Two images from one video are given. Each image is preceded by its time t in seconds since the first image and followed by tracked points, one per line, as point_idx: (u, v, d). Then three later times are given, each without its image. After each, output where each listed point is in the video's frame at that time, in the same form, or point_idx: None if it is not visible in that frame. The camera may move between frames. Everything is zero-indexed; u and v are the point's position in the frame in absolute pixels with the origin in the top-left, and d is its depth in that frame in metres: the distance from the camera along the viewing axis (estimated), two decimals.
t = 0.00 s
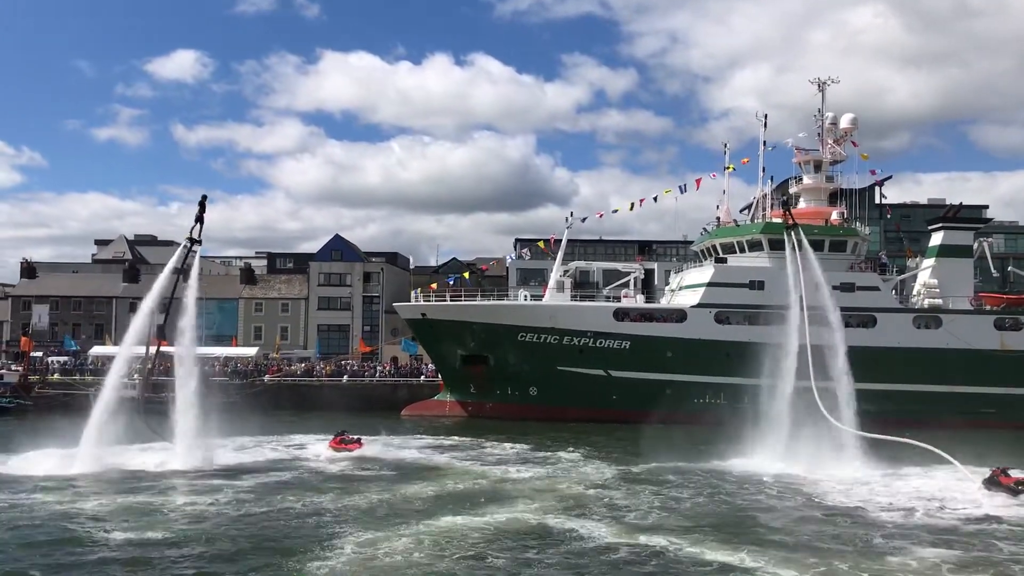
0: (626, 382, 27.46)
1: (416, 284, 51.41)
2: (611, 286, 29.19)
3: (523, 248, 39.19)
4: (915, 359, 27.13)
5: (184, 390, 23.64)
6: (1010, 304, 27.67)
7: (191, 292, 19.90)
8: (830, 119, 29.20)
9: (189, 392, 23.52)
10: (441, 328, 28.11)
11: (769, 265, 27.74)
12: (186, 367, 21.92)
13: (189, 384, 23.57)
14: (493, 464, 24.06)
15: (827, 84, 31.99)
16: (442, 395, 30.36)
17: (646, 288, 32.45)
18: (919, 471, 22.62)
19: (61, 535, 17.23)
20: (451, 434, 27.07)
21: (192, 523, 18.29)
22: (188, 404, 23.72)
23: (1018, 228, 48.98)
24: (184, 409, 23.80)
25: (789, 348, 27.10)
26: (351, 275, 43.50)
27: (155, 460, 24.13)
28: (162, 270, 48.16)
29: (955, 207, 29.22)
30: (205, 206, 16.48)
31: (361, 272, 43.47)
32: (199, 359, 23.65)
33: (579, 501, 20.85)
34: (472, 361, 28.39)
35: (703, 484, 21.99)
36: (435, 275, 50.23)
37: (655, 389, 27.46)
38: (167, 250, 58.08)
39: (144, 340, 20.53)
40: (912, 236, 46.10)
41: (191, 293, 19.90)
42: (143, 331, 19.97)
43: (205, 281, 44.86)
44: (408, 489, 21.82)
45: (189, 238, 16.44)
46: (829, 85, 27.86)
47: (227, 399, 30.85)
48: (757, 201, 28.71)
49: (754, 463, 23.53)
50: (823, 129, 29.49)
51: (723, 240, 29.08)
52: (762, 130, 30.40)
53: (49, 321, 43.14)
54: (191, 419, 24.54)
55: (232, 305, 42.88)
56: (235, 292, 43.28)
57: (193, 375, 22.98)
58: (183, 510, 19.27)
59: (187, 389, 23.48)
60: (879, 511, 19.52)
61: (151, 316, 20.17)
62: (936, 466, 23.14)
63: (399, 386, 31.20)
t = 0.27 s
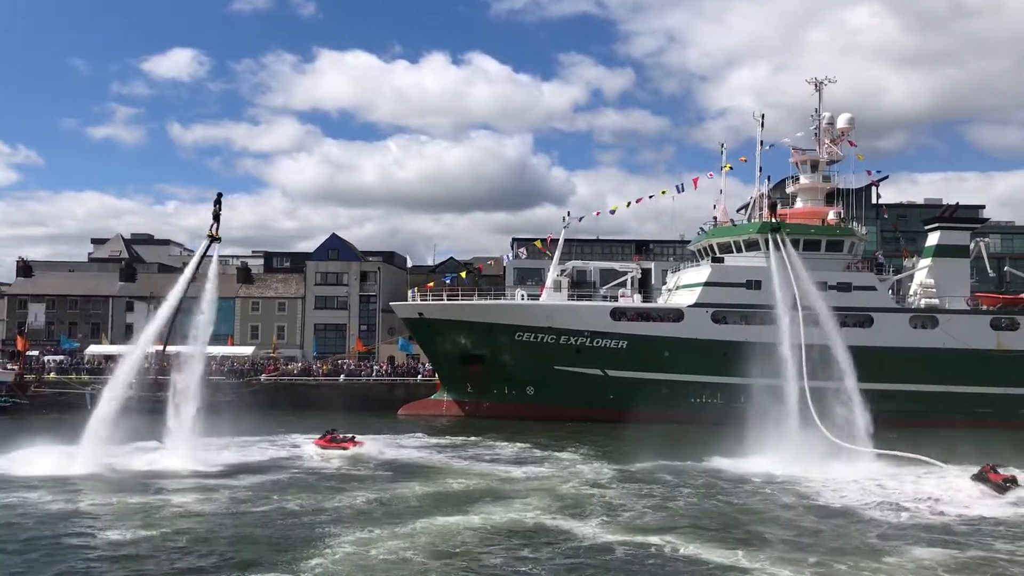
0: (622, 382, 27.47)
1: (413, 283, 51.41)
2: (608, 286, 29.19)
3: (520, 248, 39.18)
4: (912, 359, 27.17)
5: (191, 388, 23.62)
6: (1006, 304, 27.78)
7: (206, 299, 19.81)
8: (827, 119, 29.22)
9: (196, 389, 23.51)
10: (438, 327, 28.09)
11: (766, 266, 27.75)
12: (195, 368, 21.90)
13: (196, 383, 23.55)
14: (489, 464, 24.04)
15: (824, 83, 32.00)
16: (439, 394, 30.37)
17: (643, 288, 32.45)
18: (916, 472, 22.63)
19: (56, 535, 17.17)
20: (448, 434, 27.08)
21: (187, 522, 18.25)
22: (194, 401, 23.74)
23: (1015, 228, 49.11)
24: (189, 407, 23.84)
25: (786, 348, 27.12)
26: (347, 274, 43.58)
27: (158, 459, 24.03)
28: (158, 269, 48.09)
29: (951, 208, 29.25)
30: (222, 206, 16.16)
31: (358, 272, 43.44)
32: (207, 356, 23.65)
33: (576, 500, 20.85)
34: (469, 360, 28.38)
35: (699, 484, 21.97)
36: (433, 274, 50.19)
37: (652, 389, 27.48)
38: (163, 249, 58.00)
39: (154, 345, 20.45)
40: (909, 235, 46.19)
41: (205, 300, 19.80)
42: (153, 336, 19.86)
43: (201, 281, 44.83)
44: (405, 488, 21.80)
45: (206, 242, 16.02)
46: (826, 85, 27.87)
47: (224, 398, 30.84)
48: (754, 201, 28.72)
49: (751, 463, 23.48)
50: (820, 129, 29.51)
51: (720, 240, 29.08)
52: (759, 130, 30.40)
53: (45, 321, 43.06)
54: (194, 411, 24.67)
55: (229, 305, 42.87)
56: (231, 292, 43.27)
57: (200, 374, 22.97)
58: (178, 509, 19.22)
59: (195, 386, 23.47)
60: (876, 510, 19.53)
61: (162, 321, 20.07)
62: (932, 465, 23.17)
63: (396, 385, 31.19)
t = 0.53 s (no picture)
0: (619, 382, 27.47)
1: (410, 283, 51.43)
2: (605, 286, 29.18)
3: (517, 247, 39.19)
4: (907, 359, 27.21)
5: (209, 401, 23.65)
6: (1002, 304, 27.95)
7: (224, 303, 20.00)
8: (823, 119, 29.24)
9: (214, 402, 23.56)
10: (435, 328, 28.08)
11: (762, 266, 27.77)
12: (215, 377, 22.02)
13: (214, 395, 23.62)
14: (486, 464, 24.05)
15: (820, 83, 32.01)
16: (435, 394, 30.36)
17: (639, 288, 32.47)
18: (912, 471, 22.66)
19: (50, 535, 17.13)
20: (444, 434, 27.08)
21: (183, 523, 18.21)
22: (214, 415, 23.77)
23: (1011, 228, 49.26)
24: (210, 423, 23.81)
25: (782, 348, 27.13)
26: (344, 274, 43.57)
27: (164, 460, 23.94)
28: (154, 269, 48.02)
29: (947, 208, 29.32)
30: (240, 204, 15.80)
31: (355, 272, 43.41)
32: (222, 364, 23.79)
33: (573, 501, 20.87)
34: (466, 361, 28.37)
35: (696, 484, 21.97)
36: (430, 274, 50.18)
37: (648, 389, 27.47)
38: (159, 249, 57.91)
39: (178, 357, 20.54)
40: (905, 235, 46.29)
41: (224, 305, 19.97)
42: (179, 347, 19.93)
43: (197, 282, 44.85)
44: (401, 489, 21.78)
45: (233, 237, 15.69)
46: (822, 85, 27.89)
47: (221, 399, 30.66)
48: (750, 201, 28.73)
49: (748, 463, 23.48)
50: (816, 129, 29.53)
51: (716, 240, 29.08)
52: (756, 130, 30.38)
53: (41, 321, 42.96)
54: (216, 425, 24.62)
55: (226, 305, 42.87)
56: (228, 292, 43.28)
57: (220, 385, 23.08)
58: (174, 510, 19.19)
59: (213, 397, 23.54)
60: (872, 510, 19.55)
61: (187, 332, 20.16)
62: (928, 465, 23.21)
63: (392, 385, 31.17)
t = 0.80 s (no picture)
0: (615, 381, 27.47)
1: (406, 283, 51.43)
2: (601, 285, 29.18)
3: (513, 247, 39.19)
4: (903, 358, 27.25)
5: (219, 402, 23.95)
6: (997, 304, 28.03)
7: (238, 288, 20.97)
8: (820, 119, 29.28)
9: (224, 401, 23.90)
10: (431, 328, 28.06)
11: (759, 266, 27.78)
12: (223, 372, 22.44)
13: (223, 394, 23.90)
14: (483, 464, 24.04)
15: (816, 83, 32.05)
16: (432, 394, 30.35)
17: (635, 288, 32.50)
18: (908, 471, 22.70)
19: (45, 537, 17.08)
20: (440, 434, 27.06)
21: (177, 524, 18.16)
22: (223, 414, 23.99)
23: (1007, 228, 49.42)
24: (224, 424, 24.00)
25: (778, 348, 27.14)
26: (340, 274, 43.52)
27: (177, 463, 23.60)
28: (150, 269, 47.95)
29: (943, 208, 29.38)
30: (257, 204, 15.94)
31: (351, 272, 43.39)
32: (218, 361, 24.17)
33: (570, 501, 20.88)
34: (462, 361, 28.35)
35: (692, 484, 21.98)
36: (427, 274, 50.19)
37: (645, 389, 27.48)
38: (155, 249, 57.83)
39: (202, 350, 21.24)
40: (901, 235, 46.39)
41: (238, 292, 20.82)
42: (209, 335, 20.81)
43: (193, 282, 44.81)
44: (398, 489, 21.76)
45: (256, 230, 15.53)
46: (818, 85, 27.91)
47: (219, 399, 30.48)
48: (747, 201, 28.75)
49: (745, 463, 23.48)
50: (813, 129, 29.57)
51: (713, 240, 29.09)
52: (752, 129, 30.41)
53: (37, 321, 42.86)
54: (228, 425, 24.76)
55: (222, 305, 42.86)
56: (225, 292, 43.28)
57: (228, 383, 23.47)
58: (169, 511, 19.15)
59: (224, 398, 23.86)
60: (869, 510, 19.54)
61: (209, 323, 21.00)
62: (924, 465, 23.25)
63: (388, 385, 31.16)
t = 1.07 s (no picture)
0: (611, 381, 27.48)
1: (402, 283, 51.44)
2: (597, 286, 29.19)
3: (509, 247, 39.22)
4: (898, 358, 27.29)
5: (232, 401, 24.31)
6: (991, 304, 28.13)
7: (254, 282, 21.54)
8: (815, 119, 29.32)
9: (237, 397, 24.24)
10: (427, 328, 28.05)
11: (754, 266, 27.81)
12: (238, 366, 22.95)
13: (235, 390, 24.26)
14: (478, 464, 24.03)
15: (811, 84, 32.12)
16: (427, 394, 30.33)
17: (630, 288, 32.53)
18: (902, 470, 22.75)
19: (37, 538, 17.02)
20: (436, 434, 27.05)
21: (171, 524, 18.13)
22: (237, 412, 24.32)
23: (1001, 228, 49.62)
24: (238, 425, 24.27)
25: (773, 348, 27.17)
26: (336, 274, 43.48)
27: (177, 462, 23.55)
28: (145, 269, 47.87)
29: (937, 208, 29.45)
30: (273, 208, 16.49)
31: (347, 272, 43.36)
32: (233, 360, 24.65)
33: (565, 500, 20.89)
34: (458, 361, 28.34)
35: (687, 483, 22.01)
36: (422, 274, 50.18)
37: (640, 388, 27.49)
38: (150, 249, 57.75)
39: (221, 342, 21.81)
40: (895, 235, 46.54)
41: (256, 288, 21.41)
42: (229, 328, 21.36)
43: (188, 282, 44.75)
44: (392, 489, 21.75)
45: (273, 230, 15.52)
46: (813, 85, 27.94)
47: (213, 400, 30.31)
48: (742, 201, 28.79)
49: (740, 462, 23.51)
50: (808, 129, 29.62)
51: (708, 240, 29.12)
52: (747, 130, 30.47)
53: (31, 321, 42.76)
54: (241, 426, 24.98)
55: (217, 305, 42.87)
56: (220, 292, 43.29)
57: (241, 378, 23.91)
58: (163, 511, 19.11)
59: (239, 397, 24.21)
60: (864, 510, 19.58)
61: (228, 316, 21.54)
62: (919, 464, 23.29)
63: (384, 385, 31.13)
